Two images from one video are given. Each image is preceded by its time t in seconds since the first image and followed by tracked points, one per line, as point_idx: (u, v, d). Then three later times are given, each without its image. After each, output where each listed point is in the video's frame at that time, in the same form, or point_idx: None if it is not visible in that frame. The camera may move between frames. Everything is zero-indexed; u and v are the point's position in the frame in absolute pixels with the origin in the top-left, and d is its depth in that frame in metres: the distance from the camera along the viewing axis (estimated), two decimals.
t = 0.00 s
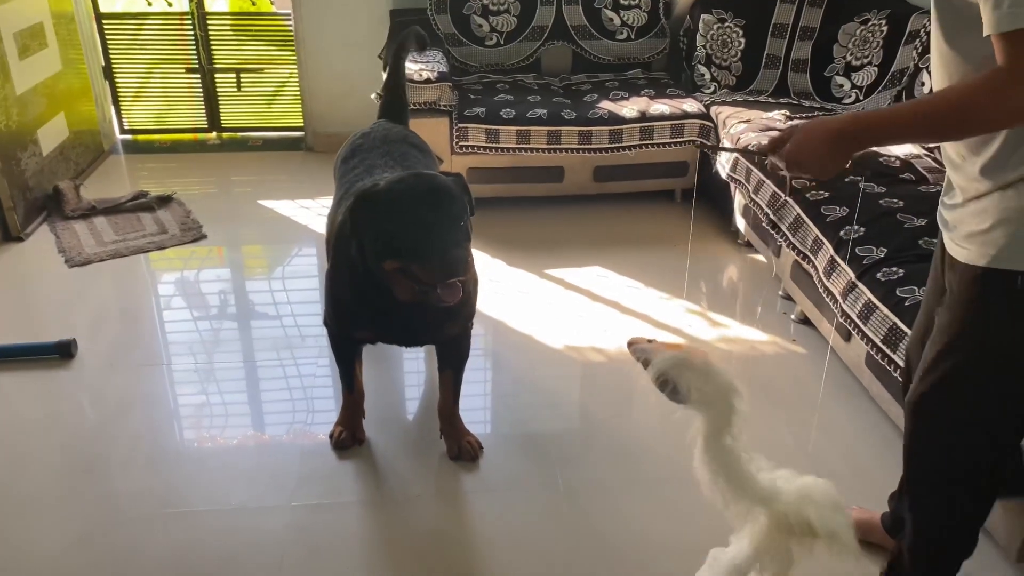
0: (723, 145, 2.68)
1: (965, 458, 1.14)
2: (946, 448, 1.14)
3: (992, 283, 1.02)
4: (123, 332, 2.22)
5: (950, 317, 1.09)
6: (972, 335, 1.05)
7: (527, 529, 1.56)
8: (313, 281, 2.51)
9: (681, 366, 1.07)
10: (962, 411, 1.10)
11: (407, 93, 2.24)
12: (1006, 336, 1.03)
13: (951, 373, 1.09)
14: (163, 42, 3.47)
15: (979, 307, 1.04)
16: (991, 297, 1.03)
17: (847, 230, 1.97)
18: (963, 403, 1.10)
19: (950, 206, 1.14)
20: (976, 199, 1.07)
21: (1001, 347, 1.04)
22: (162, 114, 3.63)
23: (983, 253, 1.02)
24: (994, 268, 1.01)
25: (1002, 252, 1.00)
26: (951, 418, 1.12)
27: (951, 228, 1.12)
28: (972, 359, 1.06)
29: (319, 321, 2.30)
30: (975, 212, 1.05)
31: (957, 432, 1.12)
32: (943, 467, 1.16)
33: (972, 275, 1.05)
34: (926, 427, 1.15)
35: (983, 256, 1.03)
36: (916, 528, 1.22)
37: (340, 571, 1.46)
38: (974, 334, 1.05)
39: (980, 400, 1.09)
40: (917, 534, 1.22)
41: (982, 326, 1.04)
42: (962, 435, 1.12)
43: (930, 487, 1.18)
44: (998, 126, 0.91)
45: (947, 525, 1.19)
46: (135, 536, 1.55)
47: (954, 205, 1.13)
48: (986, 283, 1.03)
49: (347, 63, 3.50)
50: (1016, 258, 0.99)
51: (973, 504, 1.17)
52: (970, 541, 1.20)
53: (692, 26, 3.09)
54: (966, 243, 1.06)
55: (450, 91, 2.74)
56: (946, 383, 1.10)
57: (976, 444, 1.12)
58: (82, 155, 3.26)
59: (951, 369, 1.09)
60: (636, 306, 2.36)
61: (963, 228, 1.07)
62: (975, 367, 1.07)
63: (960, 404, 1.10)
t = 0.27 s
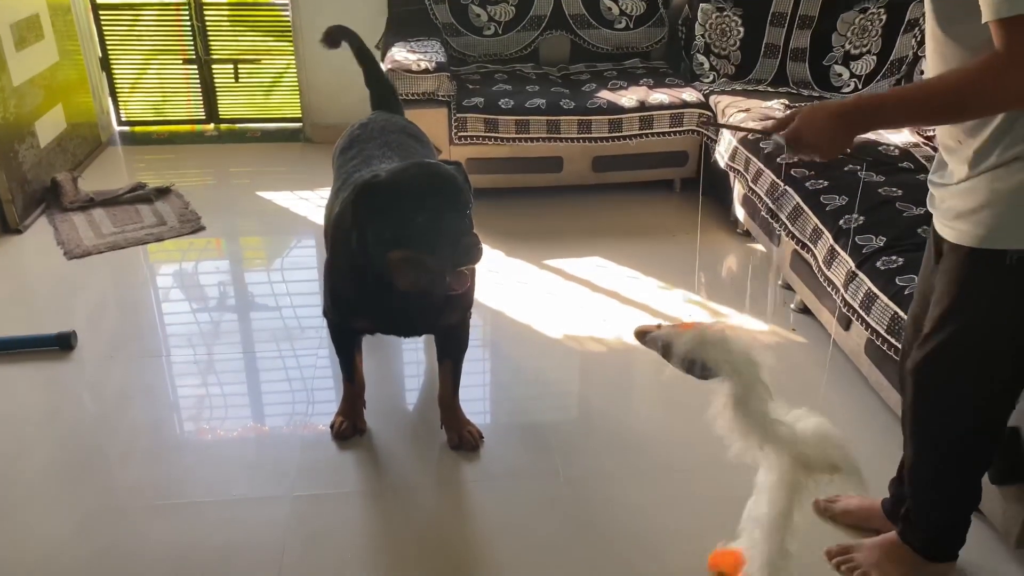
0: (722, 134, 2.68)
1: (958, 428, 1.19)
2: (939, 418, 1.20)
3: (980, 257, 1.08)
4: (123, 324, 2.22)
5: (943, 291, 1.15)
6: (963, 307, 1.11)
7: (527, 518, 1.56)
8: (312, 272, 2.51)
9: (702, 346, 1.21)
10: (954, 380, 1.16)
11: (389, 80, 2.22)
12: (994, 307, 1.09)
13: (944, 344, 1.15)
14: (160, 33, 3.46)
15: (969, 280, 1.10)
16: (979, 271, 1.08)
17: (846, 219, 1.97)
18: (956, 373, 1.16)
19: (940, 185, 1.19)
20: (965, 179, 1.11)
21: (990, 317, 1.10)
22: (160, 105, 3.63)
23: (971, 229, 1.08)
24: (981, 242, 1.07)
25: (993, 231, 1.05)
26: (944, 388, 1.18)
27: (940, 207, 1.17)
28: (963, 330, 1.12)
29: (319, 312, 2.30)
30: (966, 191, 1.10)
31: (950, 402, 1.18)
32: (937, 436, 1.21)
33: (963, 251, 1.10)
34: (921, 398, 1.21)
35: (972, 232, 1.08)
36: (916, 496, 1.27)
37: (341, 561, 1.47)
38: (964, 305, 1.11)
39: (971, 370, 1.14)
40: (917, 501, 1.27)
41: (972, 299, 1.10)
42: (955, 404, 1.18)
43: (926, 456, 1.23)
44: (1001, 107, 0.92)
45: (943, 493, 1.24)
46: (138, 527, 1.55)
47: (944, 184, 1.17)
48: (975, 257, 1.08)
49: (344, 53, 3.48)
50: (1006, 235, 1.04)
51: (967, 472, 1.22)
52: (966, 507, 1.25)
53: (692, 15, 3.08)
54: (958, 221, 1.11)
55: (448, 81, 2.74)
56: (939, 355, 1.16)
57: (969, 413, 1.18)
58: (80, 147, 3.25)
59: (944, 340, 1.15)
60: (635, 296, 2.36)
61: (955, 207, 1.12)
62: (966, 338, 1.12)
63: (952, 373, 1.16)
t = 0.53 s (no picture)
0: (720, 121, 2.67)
1: (956, 414, 1.19)
2: (937, 405, 1.20)
3: (976, 244, 1.08)
4: (121, 313, 2.22)
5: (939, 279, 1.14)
6: (960, 294, 1.11)
7: (527, 505, 1.57)
8: (311, 261, 2.51)
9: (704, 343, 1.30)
10: (951, 367, 1.16)
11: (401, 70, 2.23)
12: (990, 293, 1.09)
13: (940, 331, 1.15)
14: (156, 21, 3.44)
15: (965, 266, 1.09)
16: (975, 258, 1.08)
17: (846, 206, 1.97)
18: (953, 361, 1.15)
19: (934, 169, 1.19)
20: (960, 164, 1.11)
21: (986, 303, 1.10)
22: (156, 94, 3.61)
23: (966, 216, 1.08)
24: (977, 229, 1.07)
25: (988, 216, 1.05)
26: (942, 376, 1.17)
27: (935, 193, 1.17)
28: (959, 317, 1.12)
29: (318, 301, 2.30)
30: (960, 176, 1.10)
31: (946, 388, 1.18)
32: (935, 424, 1.21)
33: (959, 238, 1.10)
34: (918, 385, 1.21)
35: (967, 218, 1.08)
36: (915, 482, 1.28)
37: (342, 549, 1.47)
38: (960, 293, 1.11)
39: (968, 356, 1.14)
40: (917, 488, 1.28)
41: (968, 286, 1.10)
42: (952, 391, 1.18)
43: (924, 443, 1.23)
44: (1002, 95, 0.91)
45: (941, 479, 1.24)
46: (138, 515, 1.56)
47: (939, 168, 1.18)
48: (971, 244, 1.08)
49: (341, 41, 3.46)
50: (1002, 220, 1.04)
51: (965, 458, 1.22)
52: (964, 493, 1.25)
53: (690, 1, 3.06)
54: (953, 205, 1.11)
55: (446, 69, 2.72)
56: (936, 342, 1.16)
57: (966, 399, 1.18)
58: (76, 136, 3.24)
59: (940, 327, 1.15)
60: (634, 283, 2.36)
61: (950, 191, 1.12)
62: (963, 324, 1.12)
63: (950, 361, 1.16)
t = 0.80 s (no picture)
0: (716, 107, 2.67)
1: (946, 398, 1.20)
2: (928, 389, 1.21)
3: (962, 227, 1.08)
4: (117, 303, 2.21)
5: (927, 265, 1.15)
6: (947, 278, 1.12)
7: (522, 492, 1.57)
8: (307, 250, 2.50)
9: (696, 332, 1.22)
10: (940, 352, 1.17)
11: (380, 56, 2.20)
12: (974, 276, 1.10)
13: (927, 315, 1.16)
14: (149, 9, 3.42)
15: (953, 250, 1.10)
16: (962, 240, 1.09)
17: (841, 192, 1.96)
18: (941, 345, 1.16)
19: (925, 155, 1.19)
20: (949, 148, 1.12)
21: (972, 284, 1.10)
22: (149, 83, 3.60)
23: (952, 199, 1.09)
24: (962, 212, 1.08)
25: (977, 195, 1.05)
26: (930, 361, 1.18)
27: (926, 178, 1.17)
28: (946, 300, 1.13)
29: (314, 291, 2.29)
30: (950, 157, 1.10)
31: (935, 372, 1.19)
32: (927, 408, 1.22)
33: (946, 221, 1.11)
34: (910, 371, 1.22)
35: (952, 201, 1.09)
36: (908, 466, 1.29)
37: (338, 536, 1.48)
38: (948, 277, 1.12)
39: (956, 341, 1.15)
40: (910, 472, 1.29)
41: (956, 270, 1.11)
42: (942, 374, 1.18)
43: (916, 430, 1.23)
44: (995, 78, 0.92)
45: (934, 462, 1.25)
46: (135, 504, 1.56)
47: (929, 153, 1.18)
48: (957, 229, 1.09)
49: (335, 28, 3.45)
50: (992, 201, 1.05)
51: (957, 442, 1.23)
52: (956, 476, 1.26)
53: None
54: (943, 186, 1.11)
55: (441, 56, 2.72)
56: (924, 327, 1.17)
57: (956, 383, 1.19)
58: (70, 125, 3.22)
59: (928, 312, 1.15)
60: (630, 271, 2.36)
61: (940, 174, 1.12)
62: (950, 308, 1.13)
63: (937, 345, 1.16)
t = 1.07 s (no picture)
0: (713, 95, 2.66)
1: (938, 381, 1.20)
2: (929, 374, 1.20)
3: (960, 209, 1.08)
4: (114, 295, 2.21)
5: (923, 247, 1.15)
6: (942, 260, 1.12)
7: (519, 482, 1.58)
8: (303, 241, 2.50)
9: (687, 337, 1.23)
10: (935, 335, 1.17)
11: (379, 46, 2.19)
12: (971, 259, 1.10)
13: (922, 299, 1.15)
14: None
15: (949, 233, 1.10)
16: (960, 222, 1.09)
17: (838, 179, 1.96)
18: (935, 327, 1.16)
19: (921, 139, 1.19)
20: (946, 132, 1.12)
21: (968, 266, 1.10)
22: (144, 73, 3.59)
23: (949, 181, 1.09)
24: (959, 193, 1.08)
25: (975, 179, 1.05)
26: (924, 343, 1.18)
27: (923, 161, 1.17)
28: (942, 282, 1.13)
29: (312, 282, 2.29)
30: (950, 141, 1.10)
31: (936, 356, 1.18)
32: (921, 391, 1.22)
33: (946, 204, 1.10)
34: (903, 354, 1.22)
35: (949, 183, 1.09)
36: (902, 452, 1.29)
37: (336, 526, 1.48)
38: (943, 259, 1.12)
39: (951, 322, 1.15)
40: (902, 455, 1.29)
41: (958, 252, 1.10)
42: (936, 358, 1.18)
43: (916, 416, 1.23)
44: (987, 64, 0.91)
45: (928, 446, 1.25)
46: (133, 495, 1.56)
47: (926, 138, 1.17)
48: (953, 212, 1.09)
49: (331, 17, 3.43)
50: (993, 184, 1.05)
51: (950, 426, 1.23)
52: (950, 460, 1.26)
53: None
54: (943, 170, 1.11)
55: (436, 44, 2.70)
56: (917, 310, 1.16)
57: (950, 366, 1.19)
58: (65, 116, 3.21)
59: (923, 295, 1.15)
60: (627, 260, 2.35)
61: (940, 158, 1.12)
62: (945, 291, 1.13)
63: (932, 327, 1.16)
